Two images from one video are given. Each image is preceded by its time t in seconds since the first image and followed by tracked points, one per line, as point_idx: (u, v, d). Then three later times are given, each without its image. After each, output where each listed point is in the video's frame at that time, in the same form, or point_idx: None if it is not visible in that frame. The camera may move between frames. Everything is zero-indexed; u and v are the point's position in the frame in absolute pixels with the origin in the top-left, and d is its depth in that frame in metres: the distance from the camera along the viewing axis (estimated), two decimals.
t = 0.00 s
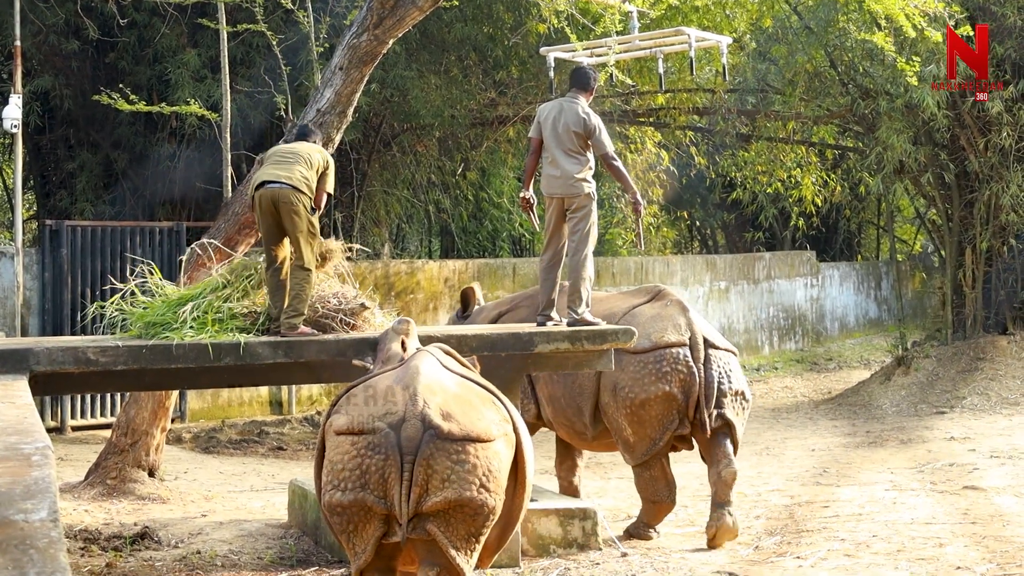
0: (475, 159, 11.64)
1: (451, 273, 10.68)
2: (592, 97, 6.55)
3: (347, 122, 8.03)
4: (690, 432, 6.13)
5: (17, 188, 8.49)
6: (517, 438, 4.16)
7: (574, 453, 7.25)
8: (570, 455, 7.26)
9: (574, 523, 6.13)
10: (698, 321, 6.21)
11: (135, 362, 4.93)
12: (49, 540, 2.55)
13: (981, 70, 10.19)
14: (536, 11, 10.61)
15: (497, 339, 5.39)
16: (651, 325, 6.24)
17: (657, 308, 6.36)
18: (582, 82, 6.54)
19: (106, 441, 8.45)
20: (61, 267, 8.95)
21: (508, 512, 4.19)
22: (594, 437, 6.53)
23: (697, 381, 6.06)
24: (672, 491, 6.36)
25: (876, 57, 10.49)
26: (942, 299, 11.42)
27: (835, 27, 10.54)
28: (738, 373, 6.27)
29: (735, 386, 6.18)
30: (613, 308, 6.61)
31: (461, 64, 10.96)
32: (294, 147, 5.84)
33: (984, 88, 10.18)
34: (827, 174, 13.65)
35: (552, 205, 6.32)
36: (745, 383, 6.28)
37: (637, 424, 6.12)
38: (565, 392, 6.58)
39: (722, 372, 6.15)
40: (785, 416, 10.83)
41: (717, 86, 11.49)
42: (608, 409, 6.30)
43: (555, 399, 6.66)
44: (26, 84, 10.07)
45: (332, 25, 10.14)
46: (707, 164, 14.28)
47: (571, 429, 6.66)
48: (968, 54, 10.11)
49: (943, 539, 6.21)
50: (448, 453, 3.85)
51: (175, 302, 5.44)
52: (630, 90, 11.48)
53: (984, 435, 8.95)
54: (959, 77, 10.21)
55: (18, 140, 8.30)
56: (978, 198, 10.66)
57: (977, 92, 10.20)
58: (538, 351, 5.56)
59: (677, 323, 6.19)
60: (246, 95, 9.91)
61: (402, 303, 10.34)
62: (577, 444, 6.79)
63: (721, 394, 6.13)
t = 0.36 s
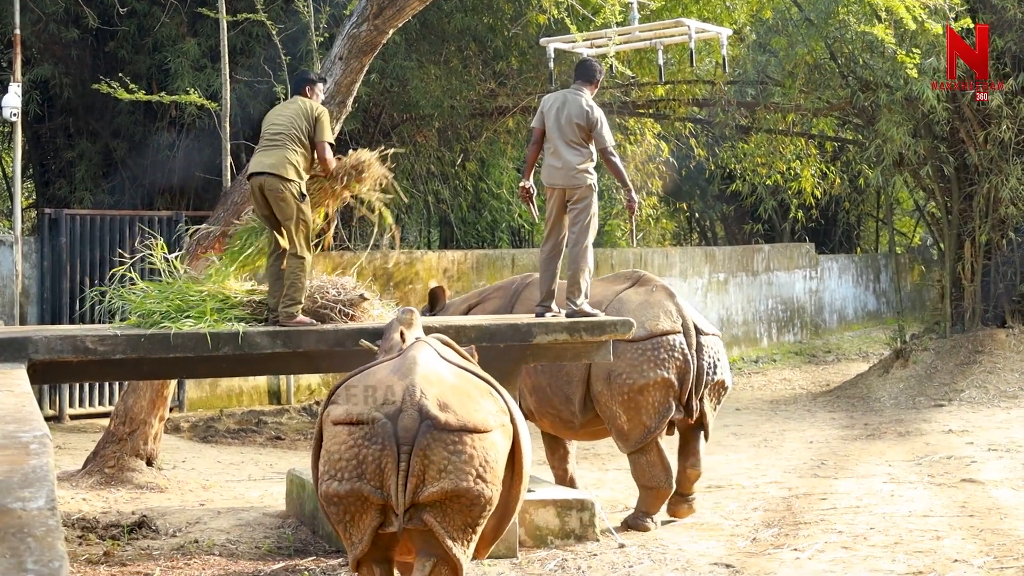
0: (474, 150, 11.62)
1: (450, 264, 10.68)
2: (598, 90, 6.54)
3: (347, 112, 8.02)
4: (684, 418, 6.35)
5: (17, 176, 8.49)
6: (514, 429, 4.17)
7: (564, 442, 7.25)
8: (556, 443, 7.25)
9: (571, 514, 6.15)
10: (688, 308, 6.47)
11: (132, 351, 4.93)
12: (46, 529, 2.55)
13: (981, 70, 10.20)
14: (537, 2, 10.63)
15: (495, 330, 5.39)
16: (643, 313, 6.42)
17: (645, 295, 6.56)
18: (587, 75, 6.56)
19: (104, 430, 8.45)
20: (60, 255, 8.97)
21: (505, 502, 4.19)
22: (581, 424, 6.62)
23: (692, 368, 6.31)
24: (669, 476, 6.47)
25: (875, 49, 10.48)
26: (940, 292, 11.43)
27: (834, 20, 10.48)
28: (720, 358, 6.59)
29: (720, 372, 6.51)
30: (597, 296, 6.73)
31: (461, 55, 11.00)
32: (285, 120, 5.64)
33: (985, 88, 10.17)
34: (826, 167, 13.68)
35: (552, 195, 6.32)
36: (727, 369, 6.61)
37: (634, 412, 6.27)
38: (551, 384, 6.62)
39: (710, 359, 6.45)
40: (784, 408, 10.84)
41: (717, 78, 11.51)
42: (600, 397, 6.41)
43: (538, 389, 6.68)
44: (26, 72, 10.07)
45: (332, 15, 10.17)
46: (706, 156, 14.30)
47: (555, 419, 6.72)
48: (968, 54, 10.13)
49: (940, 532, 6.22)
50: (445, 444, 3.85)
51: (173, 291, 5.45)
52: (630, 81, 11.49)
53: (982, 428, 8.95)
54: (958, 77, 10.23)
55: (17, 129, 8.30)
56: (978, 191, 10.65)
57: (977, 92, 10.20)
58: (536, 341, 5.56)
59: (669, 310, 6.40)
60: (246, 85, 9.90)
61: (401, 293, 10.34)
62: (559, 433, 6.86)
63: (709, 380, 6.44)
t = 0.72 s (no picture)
0: (474, 145, 11.62)
1: (450, 259, 10.68)
2: (602, 83, 6.54)
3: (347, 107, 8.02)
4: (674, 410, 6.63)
5: (17, 170, 8.47)
6: (513, 423, 4.17)
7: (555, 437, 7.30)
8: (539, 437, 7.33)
9: (570, 509, 6.15)
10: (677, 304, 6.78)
11: (132, 345, 4.93)
12: (47, 522, 2.55)
13: (981, 70, 10.20)
14: None
15: (496, 325, 5.38)
16: (637, 307, 6.65)
17: (637, 288, 6.77)
18: (590, 70, 6.57)
19: (104, 424, 8.45)
20: (60, 249, 8.98)
21: (504, 496, 4.20)
22: (570, 418, 6.72)
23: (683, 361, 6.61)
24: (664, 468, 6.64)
25: (876, 45, 10.50)
26: (941, 288, 11.43)
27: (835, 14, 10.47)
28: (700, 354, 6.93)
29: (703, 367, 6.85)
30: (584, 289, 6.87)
31: (462, 50, 11.05)
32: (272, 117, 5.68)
33: (984, 88, 10.16)
34: (826, 163, 13.70)
35: (554, 188, 6.33)
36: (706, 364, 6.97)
37: (631, 403, 6.44)
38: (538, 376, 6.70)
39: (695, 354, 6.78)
40: (783, 404, 10.84)
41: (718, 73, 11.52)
42: (594, 390, 6.54)
43: (525, 382, 6.75)
44: (26, 66, 10.07)
45: (332, 9, 10.19)
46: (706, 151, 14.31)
47: (540, 413, 6.77)
48: (968, 54, 10.13)
49: (940, 527, 6.23)
50: (444, 438, 3.85)
51: (173, 285, 5.45)
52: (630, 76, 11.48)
53: (981, 424, 8.95)
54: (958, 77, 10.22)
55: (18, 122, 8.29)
56: (978, 186, 10.65)
57: (977, 92, 10.20)
58: (536, 336, 5.55)
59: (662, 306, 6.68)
60: (246, 79, 9.90)
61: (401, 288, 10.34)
62: (541, 426, 6.90)
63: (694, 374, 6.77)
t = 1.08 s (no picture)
0: (475, 144, 11.75)
1: (451, 257, 10.69)
2: (607, 82, 6.53)
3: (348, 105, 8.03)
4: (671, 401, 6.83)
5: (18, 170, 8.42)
6: (514, 422, 4.17)
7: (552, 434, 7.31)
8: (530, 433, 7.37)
9: (571, 507, 6.14)
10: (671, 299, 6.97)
11: (133, 344, 4.94)
12: (48, 521, 2.55)
13: (981, 69, 10.21)
14: None
15: (497, 324, 5.39)
16: (635, 302, 6.79)
17: (632, 285, 6.92)
18: (596, 69, 6.57)
19: (105, 423, 8.46)
20: (61, 247, 8.98)
21: (504, 495, 4.20)
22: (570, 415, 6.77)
23: (677, 355, 6.81)
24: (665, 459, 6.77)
25: (877, 43, 10.51)
26: (941, 287, 11.43)
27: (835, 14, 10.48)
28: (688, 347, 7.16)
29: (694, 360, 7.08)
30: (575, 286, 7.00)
31: (462, 49, 11.01)
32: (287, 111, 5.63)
33: (984, 88, 10.19)
34: (827, 162, 13.70)
35: (553, 186, 6.34)
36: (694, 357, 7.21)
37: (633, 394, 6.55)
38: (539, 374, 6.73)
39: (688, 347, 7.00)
40: (784, 402, 10.84)
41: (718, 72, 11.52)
42: (596, 384, 6.62)
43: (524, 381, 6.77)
44: (27, 65, 10.08)
45: (333, 8, 10.24)
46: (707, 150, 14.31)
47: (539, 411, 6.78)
48: (968, 54, 10.14)
49: (940, 526, 6.23)
50: (444, 437, 3.85)
51: (174, 284, 5.45)
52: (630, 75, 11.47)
53: (982, 422, 8.95)
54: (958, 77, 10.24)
55: (18, 121, 8.29)
56: (979, 185, 10.66)
57: (977, 92, 10.23)
58: (537, 334, 5.55)
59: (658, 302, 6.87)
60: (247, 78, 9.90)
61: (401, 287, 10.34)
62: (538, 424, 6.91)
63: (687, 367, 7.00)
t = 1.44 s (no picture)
0: (475, 144, 11.74)
1: (451, 258, 10.68)
2: (611, 82, 6.53)
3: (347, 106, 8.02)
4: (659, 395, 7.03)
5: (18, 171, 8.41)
6: (514, 422, 4.17)
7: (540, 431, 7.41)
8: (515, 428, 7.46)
9: (572, 508, 6.14)
10: (660, 295, 7.15)
11: (134, 345, 4.94)
12: (49, 522, 2.55)
13: (981, 70, 10.21)
14: None
15: (496, 324, 5.39)
16: (626, 300, 6.96)
17: (622, 282, 7.08)
18: (600, 68, 6.55)
19: (105, 424, 8.46)
20: (61, 248, 8.99)
21: (504, 495, 4.20)
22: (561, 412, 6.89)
23: (666, 352, 6.98)
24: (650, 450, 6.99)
25: (877, 43, 10.49)
26: (941, 287, 11.43)
27: (835, 15, 10.53)
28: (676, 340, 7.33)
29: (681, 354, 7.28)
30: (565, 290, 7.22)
31: (462, 49, 11.00)
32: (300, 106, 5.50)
33: (984, 88, 10.19)
34: (827, 162, 13.71)
35: (555, 185, 6.34)
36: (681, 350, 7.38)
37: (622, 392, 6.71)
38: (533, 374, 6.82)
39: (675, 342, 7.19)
40: (785, 402, 10.85)
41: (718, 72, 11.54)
42: (586, 382, 6.74)
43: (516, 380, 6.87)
44: (27, 66, 10.09)
45: (333, 8, 10.24)
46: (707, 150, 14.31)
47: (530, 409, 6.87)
48: (968, 54, 10.14)
49: (941, 526, 6.23)
50: (444, 436, 3.85)
51: (174, 284, 5.46)
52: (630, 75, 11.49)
53: (982, 422, 8.96)
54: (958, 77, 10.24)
55: (18, 122, 8.29)
56: (979, 185, 10.66)
57: (976, 92, 10.23)
58: (537, 334, 5.55)
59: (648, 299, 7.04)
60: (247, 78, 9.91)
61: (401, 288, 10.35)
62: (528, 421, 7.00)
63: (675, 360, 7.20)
